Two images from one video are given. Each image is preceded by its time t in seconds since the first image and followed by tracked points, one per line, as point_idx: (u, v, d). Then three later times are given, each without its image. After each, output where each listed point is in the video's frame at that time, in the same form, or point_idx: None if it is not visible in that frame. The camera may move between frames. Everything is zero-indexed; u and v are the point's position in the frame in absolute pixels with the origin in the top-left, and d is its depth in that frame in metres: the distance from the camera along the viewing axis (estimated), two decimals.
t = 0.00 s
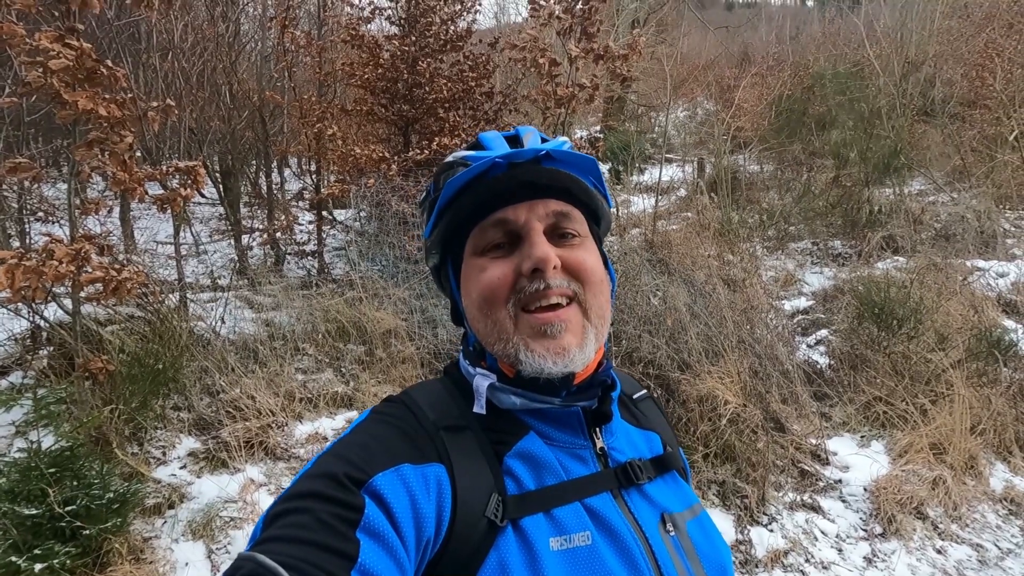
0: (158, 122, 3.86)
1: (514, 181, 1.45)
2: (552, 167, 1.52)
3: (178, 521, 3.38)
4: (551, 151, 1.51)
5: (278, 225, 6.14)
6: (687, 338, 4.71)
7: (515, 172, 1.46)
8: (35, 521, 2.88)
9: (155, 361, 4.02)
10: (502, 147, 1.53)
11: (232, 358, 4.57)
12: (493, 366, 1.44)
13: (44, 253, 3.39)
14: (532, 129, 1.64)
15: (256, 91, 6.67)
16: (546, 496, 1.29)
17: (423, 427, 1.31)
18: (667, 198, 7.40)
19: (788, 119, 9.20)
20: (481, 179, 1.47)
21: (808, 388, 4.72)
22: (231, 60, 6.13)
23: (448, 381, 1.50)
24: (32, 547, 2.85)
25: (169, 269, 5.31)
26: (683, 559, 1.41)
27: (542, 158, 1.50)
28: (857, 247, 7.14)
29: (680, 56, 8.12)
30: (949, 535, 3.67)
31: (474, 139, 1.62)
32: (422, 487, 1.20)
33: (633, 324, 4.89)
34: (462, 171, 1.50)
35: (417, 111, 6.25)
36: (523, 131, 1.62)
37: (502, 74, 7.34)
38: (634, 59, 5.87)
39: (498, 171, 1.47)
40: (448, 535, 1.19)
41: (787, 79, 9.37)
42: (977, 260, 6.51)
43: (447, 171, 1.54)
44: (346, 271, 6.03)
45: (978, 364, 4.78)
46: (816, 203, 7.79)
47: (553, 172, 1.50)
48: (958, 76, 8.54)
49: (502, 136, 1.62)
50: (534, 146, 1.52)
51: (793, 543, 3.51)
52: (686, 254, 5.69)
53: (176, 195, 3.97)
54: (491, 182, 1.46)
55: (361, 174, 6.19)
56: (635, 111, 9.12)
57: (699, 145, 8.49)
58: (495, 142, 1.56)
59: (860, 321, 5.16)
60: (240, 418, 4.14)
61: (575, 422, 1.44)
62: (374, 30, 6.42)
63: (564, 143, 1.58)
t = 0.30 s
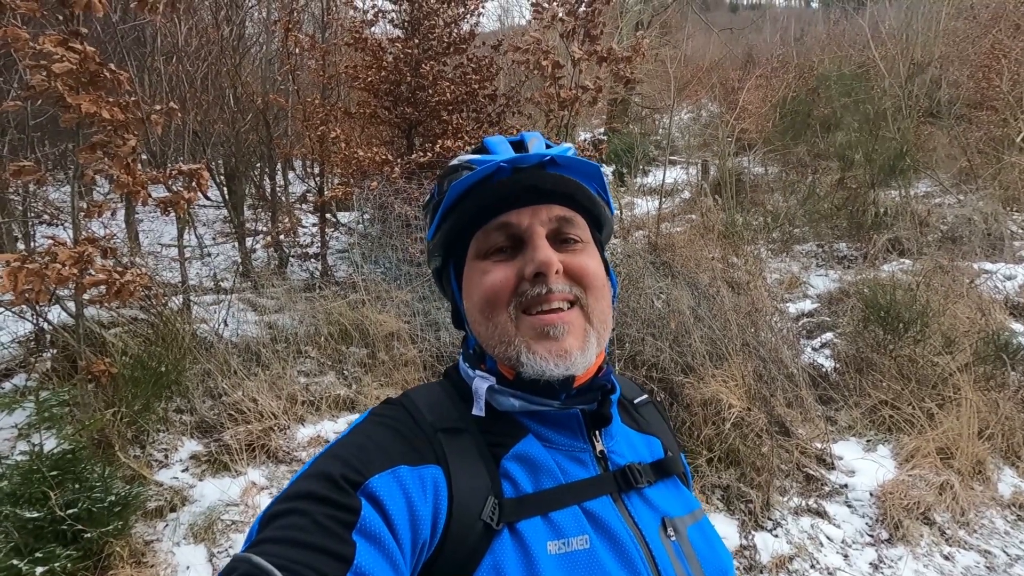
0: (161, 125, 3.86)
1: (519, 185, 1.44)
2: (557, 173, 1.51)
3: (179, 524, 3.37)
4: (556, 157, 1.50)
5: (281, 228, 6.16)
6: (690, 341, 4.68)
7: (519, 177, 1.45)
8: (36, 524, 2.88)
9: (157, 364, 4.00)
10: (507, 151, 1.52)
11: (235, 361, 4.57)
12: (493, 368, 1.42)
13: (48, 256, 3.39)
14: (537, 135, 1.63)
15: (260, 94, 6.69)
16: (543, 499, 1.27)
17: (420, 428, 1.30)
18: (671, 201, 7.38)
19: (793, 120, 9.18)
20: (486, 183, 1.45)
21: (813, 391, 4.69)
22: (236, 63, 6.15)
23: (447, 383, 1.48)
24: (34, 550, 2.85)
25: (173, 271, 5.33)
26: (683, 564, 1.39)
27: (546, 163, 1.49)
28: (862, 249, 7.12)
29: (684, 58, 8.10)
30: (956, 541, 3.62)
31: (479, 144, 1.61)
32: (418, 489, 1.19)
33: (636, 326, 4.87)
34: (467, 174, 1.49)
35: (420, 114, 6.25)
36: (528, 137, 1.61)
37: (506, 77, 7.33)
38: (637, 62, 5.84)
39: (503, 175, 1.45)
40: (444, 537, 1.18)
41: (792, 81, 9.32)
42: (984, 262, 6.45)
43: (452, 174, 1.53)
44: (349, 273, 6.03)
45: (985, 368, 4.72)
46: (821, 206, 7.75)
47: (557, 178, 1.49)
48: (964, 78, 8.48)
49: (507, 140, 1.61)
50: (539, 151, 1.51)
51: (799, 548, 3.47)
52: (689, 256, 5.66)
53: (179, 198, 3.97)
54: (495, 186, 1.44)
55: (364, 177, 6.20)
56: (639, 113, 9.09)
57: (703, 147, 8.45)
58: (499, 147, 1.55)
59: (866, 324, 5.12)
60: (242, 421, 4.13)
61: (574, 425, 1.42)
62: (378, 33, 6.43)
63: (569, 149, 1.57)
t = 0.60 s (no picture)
0: (168, 129, 3.88)
1: (522, 183, 1.44)
2: (559, 171, 1.51)
3: (184, 526, 3.37)
4: (557, 155, 1.50)
5: (286, 231, 6.20)
6: (696, 344, 4.66)
7: (521, 176, 1.44)
8: (42, 525, 2.89)
9: (163, 366, 4.02)
10: (509, 150, 1.52)
11: (240, 363, 4.58)
12: (498, 366, 1.42)
13: (55, 258, 3.41)
14: (538, 135, 1.63)
15: (266, 98, 6.72)
16: (548, 497, 1.26)
17: (426, 427, 1.29)
18: (675, 204, 7.37)
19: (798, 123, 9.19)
20: (489, 182, 1.45)
21: (819, 395, 4.65)
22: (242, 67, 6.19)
23: (452, 382, 1.48)
24: (39, 551, 2.86)
25: (179, 274, 5.35)
26: (688, 562, 1.37)
27: (548, 161, 1.49)
28: (869, 252, 7.12)
29: (688, 61, 8.09)
30: (965, 547, 3.58)
31: (481, 144, 1.61)
32: (424, 486, 1.19)
33: (641, 329, 4.85)
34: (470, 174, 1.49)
35: (425, 117, 6.27)
36: (530, 137, 1.61)
37: (510, 80, 7.35)
38: (642, 65, 5.84)
39: (505, 174, 1.45)
40: (450, 534, 1.17)
41: (796, 84, 9.30)
42: (991, 266, 6.41)
43: (455, 175, 1.53)
44: (353, 276, 6.05)
45: (994, 371, 4.68)
46: (827, 208, 7.72)
47: (559, 176, 1.49)
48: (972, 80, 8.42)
49: (509, 140, 1.61)
50: (541, 150, 1.51)
51: (805, 553, 3.44)
52: (695, 259, 5.65)
53: (185, 201, 3.99)
54: (498, 184, 1.44)
55: (370, 180, 6.22)
56: (643, 116, 9.09)
57: (708, 150, 8.44)
58: (501, 147, 1.55)
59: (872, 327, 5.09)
60: (247, 423, 4.14)
61: (579, 423, 1.41)
62: (383, 37, 6.46)
63: (570, 147, 1.57)
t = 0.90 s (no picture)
0: (180, 134, 3.92)
1: (519, 182, 1.47)
2: (554, 171, 1.53)
3: (193, 527, 3.39)
4: (553, 156, 1.53)
5: (296, 235, 6.27)
6: (703, 348, 4.63)
7: (518, 175, 1.48)
8: (54, 524, 2.93)
9: (173, 368, 4.07)
10: (506, 150, 1.56)
11: (249, 366, 4.61)
12: (494, 362, 1.43)
13: (69, 261, 3.47)
14: (534, 137, 1.66)
15: (276, 104, 6.80)
16: (542, 490, 1.27)
17: (420, 422, 1.31)
18: (684, 208, 7.36)
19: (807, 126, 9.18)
20: (486, 181, 1.48)
21: (829, 400, 4.61)
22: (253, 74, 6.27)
23: (447, 382, 1.49)
24: (50, 550, 2.90)
25: (190, 277, 5.42)
26: (676, 554, 1.36)
27: (544, 162, 1.52)
28: (880, 257, 7.07)
29: (697, 66, 8.09)
30: (979, 554, 3.51)
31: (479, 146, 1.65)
32: (420, 479, 1.20)
33: (648, 333, 4.84)
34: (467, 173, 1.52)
35: (433, 122, 6.31)
36: (526, 139, 1.64)
37: (518, 85, 7.38)
38: (649, 69, 5.83)
39: (502, 173, 1.48)
40: (445, 527, 1.18)
41: (806, 87, 9.27)
42: (1005, 270, 6.33)
43: (453, 174, 1.56)
44: (362, 280, 6.11)
45: (1008, 377, 4.60)
46: (837, 212, 7.68)
47: (554, 176, 1.52)
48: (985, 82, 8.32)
49: (506, 142, 1.65)
50: (537, 150, 1.54)
51: (815, 560, 3.40)
52: (702, 263, 5.64)
53: (196, 205, 4.03)
54: (495, 183, 1.47)
55: (378, 185, 6.26)
56: (651, 120, 9.09)
57: (717, 154, 8.43)
58: (499, 147, 1.58)
59: (883, 331, 5.04)
60: (255, 425, 4.17)
61: (570, 418, 1.42)
62: (392, 43, 6.51)
63: (565, 149, 1.60)
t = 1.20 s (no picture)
0: (193, 136, 3.93)
1: (493, 192, 1.48)
2: (530, 179, 1.54)
3: (205, 526, 3.41)
4: (528, 164, 1.54)
5: (309, 235, 6.37)
6: (716, 350, 4.58)
7: (493, 184, 1.49)
8: (68, 522, 2.95)
9: (186, 368, 4.12)
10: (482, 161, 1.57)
11: (260, 366, 4.64)
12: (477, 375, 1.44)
13: (84, 261, 3.50)
14: (510, 146, 1.67)
15: (290, 105, 6.84)
16: (523, 508, 1.26)
17: (404, 438, 1.32)
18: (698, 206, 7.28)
19: (825, 123, 9.07)
20: (462, 192, 1.49)
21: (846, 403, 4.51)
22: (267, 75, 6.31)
23: (433, 394, 1.50)
24: (64, 548, 2.92)
25: (204, 277, 5.47)
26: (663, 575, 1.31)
27: (519, 170, 1.53)
28: (900, 256, 6.94)
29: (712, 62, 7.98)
30: (1003, 563, 3.39)
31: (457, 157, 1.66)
32: (402, 497, 1.21)
33: (660, 334, 4.78)
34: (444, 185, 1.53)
35: (445, 121, 6.29)
36: (502, 148, 1.65)
37: (531, 84, 7.35)
38: (663, 66, 5.76)
39: (477, 183, 1.49)
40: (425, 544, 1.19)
41: (824, 83, 9.14)
42: None
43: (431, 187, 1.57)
44: (373, 281, 6.25)
45: None
46: (855, 210, 7.54)
47: (530, 184, 1.52)
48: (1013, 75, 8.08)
49: (484, 152, 1.67)
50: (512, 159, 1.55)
51: (831, 567, 3.27)
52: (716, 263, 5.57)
53: (209, 206, 4.04)
54: (470, 194, 1.48)
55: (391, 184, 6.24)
56: (666, 119, 9.00)
57: (732, 152, 8.33)
58: (474, 157, 1.60)
59: (903, 332, 4.93)
60: (266, 424, 4.19)
61: (555, 430, 1.39)
62: (404, 43, 6.51)
63: (541, 156, 1.60)
